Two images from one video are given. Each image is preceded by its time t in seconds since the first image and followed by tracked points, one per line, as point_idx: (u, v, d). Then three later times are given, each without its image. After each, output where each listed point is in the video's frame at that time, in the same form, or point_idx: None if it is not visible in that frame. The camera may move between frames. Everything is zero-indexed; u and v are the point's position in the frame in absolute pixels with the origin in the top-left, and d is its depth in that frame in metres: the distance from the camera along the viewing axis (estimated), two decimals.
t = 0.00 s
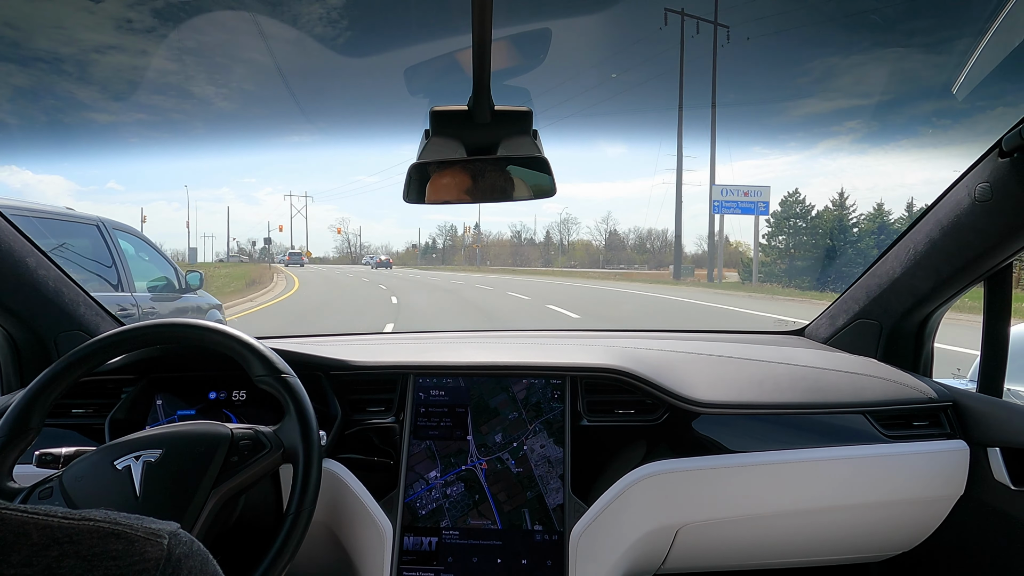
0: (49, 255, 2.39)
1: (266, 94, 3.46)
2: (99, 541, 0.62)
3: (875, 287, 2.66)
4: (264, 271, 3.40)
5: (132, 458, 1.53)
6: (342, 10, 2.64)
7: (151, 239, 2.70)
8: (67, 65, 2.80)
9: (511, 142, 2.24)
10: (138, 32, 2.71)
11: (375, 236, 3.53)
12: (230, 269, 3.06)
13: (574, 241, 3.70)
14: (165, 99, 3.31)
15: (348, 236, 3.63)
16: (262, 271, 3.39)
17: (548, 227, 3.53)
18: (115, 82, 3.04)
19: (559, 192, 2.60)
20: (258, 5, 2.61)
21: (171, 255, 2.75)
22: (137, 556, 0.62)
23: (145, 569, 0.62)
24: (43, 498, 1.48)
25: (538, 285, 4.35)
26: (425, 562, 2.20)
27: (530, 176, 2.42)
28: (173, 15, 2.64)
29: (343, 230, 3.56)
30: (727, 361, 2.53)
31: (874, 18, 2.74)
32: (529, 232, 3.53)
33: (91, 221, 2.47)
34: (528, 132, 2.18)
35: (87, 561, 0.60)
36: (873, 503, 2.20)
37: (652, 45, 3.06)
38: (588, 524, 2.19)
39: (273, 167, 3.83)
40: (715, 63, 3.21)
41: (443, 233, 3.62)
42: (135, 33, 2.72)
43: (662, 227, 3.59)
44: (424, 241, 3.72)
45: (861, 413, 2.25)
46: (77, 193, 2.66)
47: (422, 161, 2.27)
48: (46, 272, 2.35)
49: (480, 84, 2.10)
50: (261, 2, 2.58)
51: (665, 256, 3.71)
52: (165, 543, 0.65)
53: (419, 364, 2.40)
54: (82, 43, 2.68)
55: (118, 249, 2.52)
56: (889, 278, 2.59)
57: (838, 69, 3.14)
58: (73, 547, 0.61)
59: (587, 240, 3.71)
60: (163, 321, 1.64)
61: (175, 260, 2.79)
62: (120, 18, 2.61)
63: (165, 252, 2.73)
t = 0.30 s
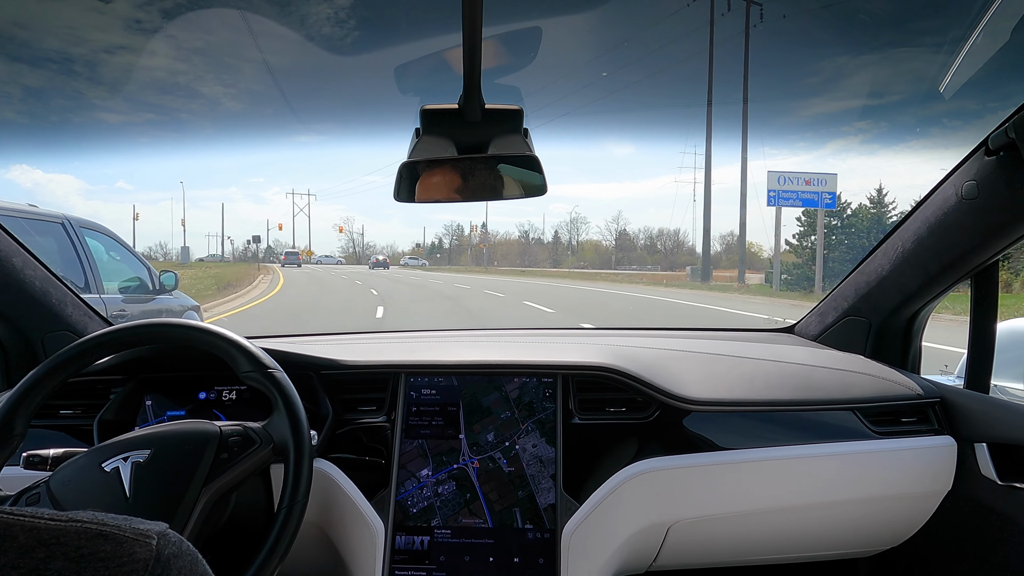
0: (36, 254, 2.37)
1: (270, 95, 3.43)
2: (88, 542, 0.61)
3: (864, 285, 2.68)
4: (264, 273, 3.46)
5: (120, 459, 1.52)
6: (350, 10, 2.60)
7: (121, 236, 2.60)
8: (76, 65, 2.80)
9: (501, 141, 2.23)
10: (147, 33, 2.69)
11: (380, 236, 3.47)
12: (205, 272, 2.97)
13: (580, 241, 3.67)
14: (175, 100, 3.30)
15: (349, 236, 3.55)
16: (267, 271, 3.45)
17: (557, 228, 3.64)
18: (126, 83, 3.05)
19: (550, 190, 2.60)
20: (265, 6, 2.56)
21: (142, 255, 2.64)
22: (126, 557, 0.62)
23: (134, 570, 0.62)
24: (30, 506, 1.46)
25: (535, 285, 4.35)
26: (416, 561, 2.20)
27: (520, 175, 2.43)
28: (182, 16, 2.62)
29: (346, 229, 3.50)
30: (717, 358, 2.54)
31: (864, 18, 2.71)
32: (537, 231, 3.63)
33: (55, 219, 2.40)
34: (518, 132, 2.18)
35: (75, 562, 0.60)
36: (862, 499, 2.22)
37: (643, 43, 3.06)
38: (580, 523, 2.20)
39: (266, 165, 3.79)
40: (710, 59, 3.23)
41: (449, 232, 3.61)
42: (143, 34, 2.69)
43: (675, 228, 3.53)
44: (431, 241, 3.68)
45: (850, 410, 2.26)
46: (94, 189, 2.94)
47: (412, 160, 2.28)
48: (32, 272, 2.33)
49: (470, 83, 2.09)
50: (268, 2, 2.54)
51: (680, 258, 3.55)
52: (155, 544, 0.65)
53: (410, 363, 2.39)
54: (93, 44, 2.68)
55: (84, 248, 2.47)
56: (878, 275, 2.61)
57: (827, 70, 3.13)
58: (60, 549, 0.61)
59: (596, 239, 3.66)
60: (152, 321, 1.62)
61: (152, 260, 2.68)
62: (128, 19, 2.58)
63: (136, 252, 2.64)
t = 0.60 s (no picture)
0: (20, 254, 2.34)
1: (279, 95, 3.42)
2: (73, 549, 0.61)
3: (852, 284, 2.70)
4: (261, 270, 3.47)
5: (107, 462, 1.50)
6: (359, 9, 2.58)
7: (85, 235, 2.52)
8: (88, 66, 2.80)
9: (491, 141, 2.23)
10: (156, 33, 2.67)
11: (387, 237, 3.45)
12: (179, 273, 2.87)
13: (590, 242, 3.59)
14: (185, 101, 3.27)
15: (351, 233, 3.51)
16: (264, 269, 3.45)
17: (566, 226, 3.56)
18: (134, 83, 3.03)
19: (540, 190, 2.61)
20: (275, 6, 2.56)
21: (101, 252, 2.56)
22: (114, 563, 0.61)
23: None
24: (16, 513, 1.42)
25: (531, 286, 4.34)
26: (407, 562, 2.19)
27: (510, 175, 2.42)
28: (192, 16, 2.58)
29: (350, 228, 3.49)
30: (707, 358, 2.55)
31: (851, 19, 2.75)
32: (546, 231, 3.56)
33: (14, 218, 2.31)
34: (508, 132, 2.18)
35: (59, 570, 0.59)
36: (851, 496, 2.23)
37: (634, 42, 3.06)
38: (571, 522, 2.20)
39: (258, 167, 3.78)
40: (702, 57, 3.25)
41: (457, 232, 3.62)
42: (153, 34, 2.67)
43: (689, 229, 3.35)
44: (437, 240, 3.66)
45: (838, 408, 2.28)
46: (100, 189, 2.93)
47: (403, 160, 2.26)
48: (17, 273, 2.31)
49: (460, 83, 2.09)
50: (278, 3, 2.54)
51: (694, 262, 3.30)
52: (142, 550, 0.64)
53: (400, 364, 2.38)
54: (107, 42, 2.67)
55: (46, 246, 2.40)
56: (865, 274, 2.64)
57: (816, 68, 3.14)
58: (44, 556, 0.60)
59: (608, 240, 3.55)
60: (141, 323, 1.61)
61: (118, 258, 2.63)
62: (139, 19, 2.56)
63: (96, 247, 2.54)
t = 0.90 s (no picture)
0: None
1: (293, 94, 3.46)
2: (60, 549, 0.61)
3: (840, 284, 2.72)
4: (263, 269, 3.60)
5: (94, 464, 1.48)
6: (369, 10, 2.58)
7: (42, 234, 2.38)
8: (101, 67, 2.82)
9: (481, 141, 2.23)
10: (169, 34, 2.66)
11: (395, 237, 3.50)
12: (166, 274, 2.97)
13: (603, 241, 3.65)
14: (196, 100, 3.29)
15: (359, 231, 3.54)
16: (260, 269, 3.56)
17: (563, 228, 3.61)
18: (147, 83, 3.05)
19: (530, 190, 2.61)
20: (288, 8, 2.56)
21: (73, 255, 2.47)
22: (99, 563, 0.61)
23: None
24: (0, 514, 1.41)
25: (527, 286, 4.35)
26: (398, 562, 2.19)
27: (501, 175, 2.43)
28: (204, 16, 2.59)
29: (355, 227, 3.51)
30: (697, 358, 2.57)
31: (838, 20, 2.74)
32: (558, 229, 3.60)
33: None
34: (498, 131, 2.17)
35: (44, 571, 0.60)
36: (839, 494, 2.25)
37: (627, 41, 3.06)
38: (561, 522, 2.20)
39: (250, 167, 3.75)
40: (695, 57, 3.26)
41: (466, 233, 3.51)
42: (165, 34, 2.65)
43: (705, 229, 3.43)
44: (445, 240, 3.60)
45: (828, 407, 2.30)
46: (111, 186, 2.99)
47: (392, 159, 2.26)
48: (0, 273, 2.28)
49: (450, 82, 2.08)
50: (290, 6, 2.54)
51: (711, 263, 3.39)
52: (130, 550, 0.64)
53: (390, 363, 2.38)
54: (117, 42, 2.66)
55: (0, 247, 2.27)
56: (854, 274, 2.65)
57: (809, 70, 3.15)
58: (31, 557, 0.60)
59: (621, 239, 3.64)
60: (129, 323, 1.59)
61: (79, 256, 2.51)
62: (152, 19, 2.54)
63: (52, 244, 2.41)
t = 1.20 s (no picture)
0: None
1: (307, 97, 3.45)
2: (47, 553, 0.60)
3: (830, 283, 2.74)
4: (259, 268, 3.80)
5: (82, 466, 1.47)
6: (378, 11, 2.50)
7: None
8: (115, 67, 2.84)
9: (473, 141, 2.22)
10: (182, 35, 2.65)
11: (405, 236, 3.68)
12: (157, 274, 3.04)
13: (616, 243, 3.78)
14: (209, 101, 3.30)
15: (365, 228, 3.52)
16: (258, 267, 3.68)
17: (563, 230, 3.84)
18: (161, 84, 3.07)
19: (522, 190, 2.62)
20: (301, 8, 2.55)
21: (73, 252, 2.55)
22: (87, 567, 0.60)
23: None
24: None
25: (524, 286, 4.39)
26: (390, 563, 2.19)
27: (492, 174, 2.42)
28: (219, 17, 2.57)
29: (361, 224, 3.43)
30: (688, 357, 2.57)
31: (828, 22, 2.76)
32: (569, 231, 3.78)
33: None
34: (490, 131, 2.17)
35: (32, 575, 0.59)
36: (829, 492, 2.27)
37: (621, 44, 3.07)
38: (553, 521, 2.21)
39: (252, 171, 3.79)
40: (691, 61, 3.31)
41: (477, 233, 3.72)
42: (178, 36, 2.66)
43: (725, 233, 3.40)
44: (455, 240, 3.77)
45: (817, 406, 2.31)
46: (125, 187, 3.01)
47: (384, 159, 2.24)
48: None
49: (440, 82, 2.08)
50: (303, 6, 2.53)
51: (730, 265, 3.41)
52: (118, 554, 0.63)
53: (381, 363, 2.37)
54: (128, 44, 2.67)
55: None
56: (843, 274, 2.67)
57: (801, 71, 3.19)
58: (19, 560, 0.60)
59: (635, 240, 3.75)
60: (115, 324, 1.58)
61: (35, 256, 2.43)
62: (164, 21, 2.54)
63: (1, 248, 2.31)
